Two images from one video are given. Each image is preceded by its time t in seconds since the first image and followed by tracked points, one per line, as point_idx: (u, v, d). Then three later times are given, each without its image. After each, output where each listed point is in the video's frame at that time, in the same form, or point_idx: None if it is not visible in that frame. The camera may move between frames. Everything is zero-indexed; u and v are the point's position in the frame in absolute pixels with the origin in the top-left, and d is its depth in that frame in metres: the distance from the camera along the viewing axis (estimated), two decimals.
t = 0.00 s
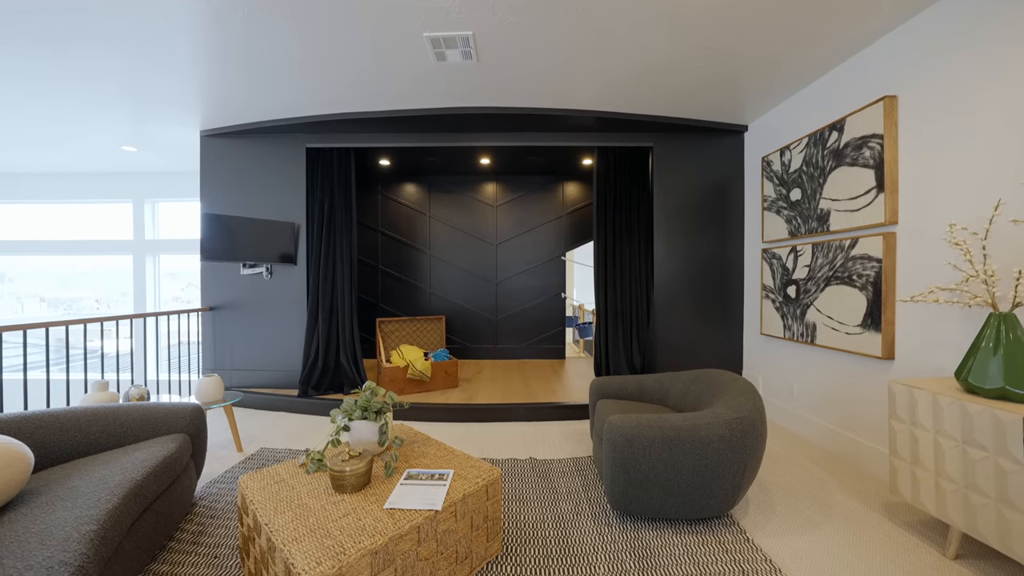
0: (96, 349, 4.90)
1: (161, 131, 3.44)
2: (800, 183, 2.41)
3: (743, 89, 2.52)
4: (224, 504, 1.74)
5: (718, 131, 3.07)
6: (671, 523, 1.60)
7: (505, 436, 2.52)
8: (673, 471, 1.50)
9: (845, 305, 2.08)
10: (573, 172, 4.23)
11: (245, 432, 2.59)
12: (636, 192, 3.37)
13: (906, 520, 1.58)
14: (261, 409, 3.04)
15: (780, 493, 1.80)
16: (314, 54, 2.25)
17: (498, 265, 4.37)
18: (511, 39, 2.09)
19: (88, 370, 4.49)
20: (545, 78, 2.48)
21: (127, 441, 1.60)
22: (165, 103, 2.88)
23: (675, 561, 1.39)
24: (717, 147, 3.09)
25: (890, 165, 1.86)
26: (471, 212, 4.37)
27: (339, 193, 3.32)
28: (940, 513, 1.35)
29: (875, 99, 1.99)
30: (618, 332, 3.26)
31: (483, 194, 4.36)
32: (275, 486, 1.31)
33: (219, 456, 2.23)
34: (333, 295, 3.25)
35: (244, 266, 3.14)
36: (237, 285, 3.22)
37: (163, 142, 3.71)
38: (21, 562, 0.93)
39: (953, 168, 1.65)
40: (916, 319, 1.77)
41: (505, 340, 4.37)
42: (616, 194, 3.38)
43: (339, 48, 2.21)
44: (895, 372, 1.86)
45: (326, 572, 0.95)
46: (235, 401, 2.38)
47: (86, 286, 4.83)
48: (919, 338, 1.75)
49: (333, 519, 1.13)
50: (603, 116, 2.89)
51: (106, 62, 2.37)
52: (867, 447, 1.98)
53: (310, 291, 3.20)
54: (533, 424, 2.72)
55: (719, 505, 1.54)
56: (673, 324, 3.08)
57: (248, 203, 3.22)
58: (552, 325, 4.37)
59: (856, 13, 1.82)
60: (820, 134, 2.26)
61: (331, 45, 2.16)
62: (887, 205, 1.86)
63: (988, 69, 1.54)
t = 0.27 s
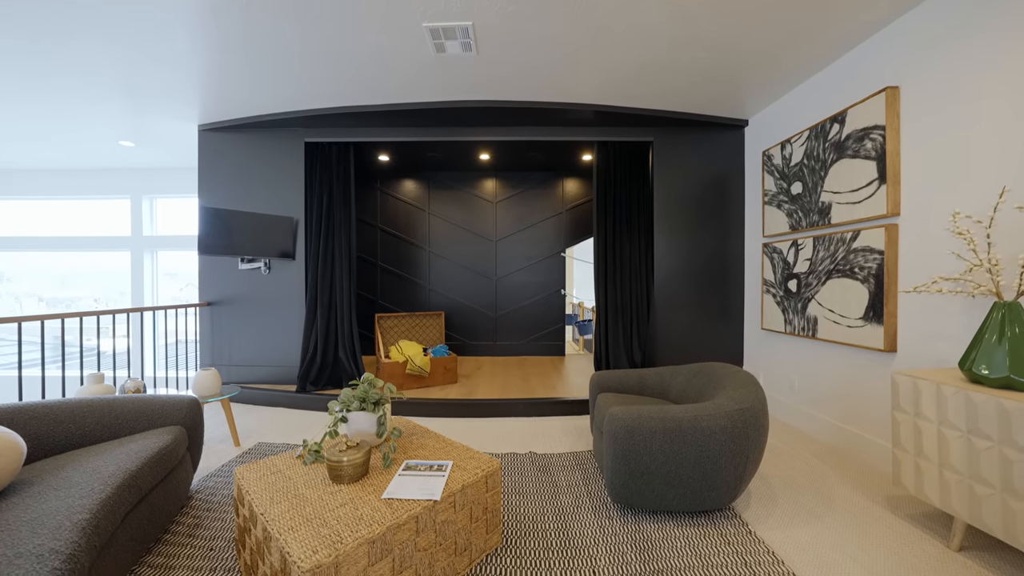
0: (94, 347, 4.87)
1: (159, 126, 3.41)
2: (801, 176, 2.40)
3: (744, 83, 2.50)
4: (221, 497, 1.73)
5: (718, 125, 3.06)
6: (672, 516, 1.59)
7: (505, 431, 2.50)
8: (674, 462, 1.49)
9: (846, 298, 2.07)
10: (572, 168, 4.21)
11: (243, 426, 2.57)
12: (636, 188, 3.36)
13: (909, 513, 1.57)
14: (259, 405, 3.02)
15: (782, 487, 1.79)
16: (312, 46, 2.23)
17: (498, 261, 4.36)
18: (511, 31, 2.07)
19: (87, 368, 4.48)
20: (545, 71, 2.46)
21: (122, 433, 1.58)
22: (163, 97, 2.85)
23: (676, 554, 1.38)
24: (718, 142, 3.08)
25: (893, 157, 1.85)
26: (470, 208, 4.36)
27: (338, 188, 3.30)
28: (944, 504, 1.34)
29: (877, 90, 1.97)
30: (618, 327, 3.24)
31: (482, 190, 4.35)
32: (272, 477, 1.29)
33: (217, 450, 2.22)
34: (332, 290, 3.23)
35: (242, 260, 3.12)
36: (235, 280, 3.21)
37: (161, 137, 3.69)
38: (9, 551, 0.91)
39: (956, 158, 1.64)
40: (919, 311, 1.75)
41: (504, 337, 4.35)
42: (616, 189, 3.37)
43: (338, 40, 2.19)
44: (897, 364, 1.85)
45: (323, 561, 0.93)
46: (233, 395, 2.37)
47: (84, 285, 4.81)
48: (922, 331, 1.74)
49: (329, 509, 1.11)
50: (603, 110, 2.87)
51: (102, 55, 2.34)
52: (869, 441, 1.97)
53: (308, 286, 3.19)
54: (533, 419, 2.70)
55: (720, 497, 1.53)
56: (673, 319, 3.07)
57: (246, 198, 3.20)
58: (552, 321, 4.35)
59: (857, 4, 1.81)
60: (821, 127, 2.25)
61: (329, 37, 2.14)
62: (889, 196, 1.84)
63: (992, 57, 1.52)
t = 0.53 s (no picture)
0: (93, 346, 4.85)
1: (158, 121, 3.40)
2: (801, 170, 2.39)
3: (745, 76, 2.49)
4: (219, 491, 1.71)
5: (719, 120, 3.05)
6: (674, 508, 1.58)
7: (505, 426, 2.49)
8: (676, 454, 1.48)
9: (848, 292, 2.06)
10: (572, 164, 4.20)
11: (241, 422, 2.56)
12: (636, 184, 3.35)
13: (913, 505, 1.56)
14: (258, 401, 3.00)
15: (784, 480, 1.77)
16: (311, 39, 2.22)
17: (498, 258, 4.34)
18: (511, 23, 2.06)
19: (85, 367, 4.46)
20: (546, 65, 2.45)
21: (118, 425, 1.57)
22: (161, 91, 2.83)
23: (679, 546, 1.36)
24: (718, 137, 3.07)
25: (895, 148, 1.84)
26: (470, 205, 4.34)
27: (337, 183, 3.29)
28: (948, 495, 1.33)
29: (878, 82, 1.96)
30: (618, 323, 3.23)
31: (482, 187, 4.34)
32: (269, 467, 1.27)
33: (215, 445, 2.20)
34: (331, 286, 3.22)
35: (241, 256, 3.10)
36: (234, 276, 3.19)
37: (160, 133, 3.68)
38: None
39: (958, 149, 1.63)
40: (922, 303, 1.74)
41: (504, 334, 4.34)
42: (616, 185, 3.36)
43: (337, 33, 2.18)
44: (900, 357, 1.84)
45: (322, 549, 0.92)
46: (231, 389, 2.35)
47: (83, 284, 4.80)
48: (925, 323, 1.73)
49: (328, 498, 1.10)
50: (603, 105, 2.86)
51: (100, 49, 2.33)
52: (872, 434, 1.96)
53: (307, 281, 3.17)
54: (533, 415, 2.69)
55: (722, 489, 1.52)
56: (674, 315, 3.06)
57: (245, 193, 3.19)
58: (552, 318, 4.34)
59: None
60: (822, 120, 2.24)
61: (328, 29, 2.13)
62: (892, 188, 1.83)
63: (996, 45, 1.51)
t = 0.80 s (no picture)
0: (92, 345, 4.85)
1: (158, 117, 3.39)
2: (802, 164, 2.39)
3: (745, 71, 2.49)
4: (218, 483, 1.70)
5: (719, 116, 3.04)
6: (675, 500, 1.57)
7: (505, 421, 2.48)
8: (678, 445, 1.47)
9: (848, 285, 2.06)
10: (572, 161, 4.20)
11: (241, 417, 2.55)
12: (637, 179, 3.35)
13: (914, 497, 1.55)
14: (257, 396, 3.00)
15: (785, 473, 1.77)
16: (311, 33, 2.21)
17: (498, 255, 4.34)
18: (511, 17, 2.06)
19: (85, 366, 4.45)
20: (546, 60, 2.44)
21: (116, 417, 1.56)
22: (161, 87, 2.82)
23: (680, 536, 1.36)
24: (719, 133, 3.06)
25: (896, 141, 1.84)
26: (470, 202, 4.34)
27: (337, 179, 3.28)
28: (950, 486, 1.32)
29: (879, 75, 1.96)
30: (618, 319, 3.23)
31: (482, 184, 4.33)
32: (269, 458, 1.26)
33: (214, 439, 2.20)
34: (330, 282, 3.21)
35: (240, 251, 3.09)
36: (233, 272, 3.18)
37: (159, 130, 3.67)
38: None
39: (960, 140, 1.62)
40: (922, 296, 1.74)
41: (504, 331, 4.33)
42: (617, 180, 3.35)
43: (337, 27, 2.17)
44: (901, 350, 1.84)
45: (322, 536, 0.91)
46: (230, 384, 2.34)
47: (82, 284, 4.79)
48: (926, 315, 1.72)
49: (328, 486, 1.09)
50: (603, 100, 2.86)
51: (99, 44, 2.32)
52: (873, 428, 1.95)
53: (307, 277, 3.16)
54: (533, 410, 2.68)
55: (723, 480, 1.51)
56: (674, 310, 3.06)
57: (244, 189, 3.18)
58: (552, 315, 4.33)
59: None
60: (823, 114, 2.23)
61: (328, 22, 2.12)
62: (893, 180, 1.83)
63: (999, 35, 1.50)
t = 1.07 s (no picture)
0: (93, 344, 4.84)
1: (158, 112, 3.38)
2: (803, 158, 2.39)
3: (745, 65, 2.48)
4: (218, 475, 1.70)
5: (719, 111, 3.04)
6: (676, 491, 1.57)
7: (505, 416, 2.48)
8: (679, 435, 1.47)
9: (849, 278, 2.06)
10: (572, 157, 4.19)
11: (241, 411, 2.54)
12: (637, 175, 3.34)
13: (916, 488, 1.55)
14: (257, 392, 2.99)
15: (787, 465, 1.76)
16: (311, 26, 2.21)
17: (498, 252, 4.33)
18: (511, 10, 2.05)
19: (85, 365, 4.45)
20: (547, 54, 2.44)
21: (116, 408, 1.55)
22: (161, 82, 2.82)
23: (680, 526, 1.36)
24: (719, 127, 3.06)
25: (896, 133, 1.83)
26: (470, 199, 4.33)
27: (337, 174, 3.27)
28: (952, 475, 1.32)
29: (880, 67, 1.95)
30: (619, 315, 3.23)
31: (482, 180, 4.33)
32: (268, 447, 1.26)
33: (214, 433, 2.19)
34: (330, 277, 3.21)
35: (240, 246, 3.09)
36: (233, 267, 3.17)
37: (159, 126, 3.67)
38: None
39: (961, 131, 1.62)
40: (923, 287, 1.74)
41: (505, 328, 4.33)
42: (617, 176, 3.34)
43: (337, 20, 2.16)
44: (902, 342, 1.83)
45: (323, 521, 0.91)
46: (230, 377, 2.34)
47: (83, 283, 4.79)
48: (927, 306, 1.72)
49: (328, 474, 1.09)
50: (604, 95, 2.85)
51: (98, 38, 2.31)
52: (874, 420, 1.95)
53: (307, 272, 3.16)
54: (534, 405, 2.68)
55: (724, 471, 1.51)
56: (674, 306, 3.05)
57: (244, 184, 3.17)
58: (552, 312, 4.33)
59: None
60: (824, 107, 2.23)
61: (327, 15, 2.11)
62: (894, 172, 1.83)
63: (1001, 25, 1.50)
